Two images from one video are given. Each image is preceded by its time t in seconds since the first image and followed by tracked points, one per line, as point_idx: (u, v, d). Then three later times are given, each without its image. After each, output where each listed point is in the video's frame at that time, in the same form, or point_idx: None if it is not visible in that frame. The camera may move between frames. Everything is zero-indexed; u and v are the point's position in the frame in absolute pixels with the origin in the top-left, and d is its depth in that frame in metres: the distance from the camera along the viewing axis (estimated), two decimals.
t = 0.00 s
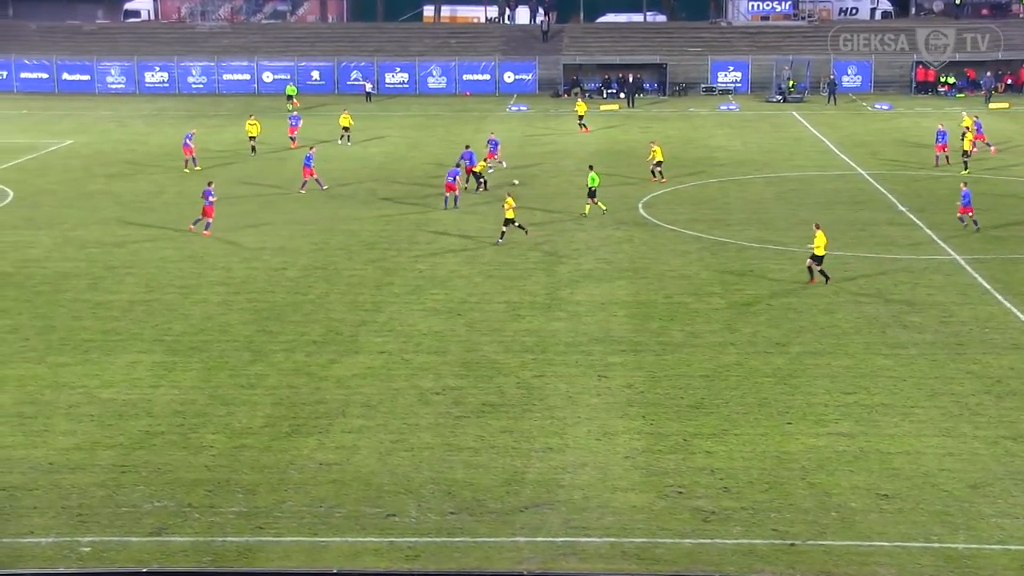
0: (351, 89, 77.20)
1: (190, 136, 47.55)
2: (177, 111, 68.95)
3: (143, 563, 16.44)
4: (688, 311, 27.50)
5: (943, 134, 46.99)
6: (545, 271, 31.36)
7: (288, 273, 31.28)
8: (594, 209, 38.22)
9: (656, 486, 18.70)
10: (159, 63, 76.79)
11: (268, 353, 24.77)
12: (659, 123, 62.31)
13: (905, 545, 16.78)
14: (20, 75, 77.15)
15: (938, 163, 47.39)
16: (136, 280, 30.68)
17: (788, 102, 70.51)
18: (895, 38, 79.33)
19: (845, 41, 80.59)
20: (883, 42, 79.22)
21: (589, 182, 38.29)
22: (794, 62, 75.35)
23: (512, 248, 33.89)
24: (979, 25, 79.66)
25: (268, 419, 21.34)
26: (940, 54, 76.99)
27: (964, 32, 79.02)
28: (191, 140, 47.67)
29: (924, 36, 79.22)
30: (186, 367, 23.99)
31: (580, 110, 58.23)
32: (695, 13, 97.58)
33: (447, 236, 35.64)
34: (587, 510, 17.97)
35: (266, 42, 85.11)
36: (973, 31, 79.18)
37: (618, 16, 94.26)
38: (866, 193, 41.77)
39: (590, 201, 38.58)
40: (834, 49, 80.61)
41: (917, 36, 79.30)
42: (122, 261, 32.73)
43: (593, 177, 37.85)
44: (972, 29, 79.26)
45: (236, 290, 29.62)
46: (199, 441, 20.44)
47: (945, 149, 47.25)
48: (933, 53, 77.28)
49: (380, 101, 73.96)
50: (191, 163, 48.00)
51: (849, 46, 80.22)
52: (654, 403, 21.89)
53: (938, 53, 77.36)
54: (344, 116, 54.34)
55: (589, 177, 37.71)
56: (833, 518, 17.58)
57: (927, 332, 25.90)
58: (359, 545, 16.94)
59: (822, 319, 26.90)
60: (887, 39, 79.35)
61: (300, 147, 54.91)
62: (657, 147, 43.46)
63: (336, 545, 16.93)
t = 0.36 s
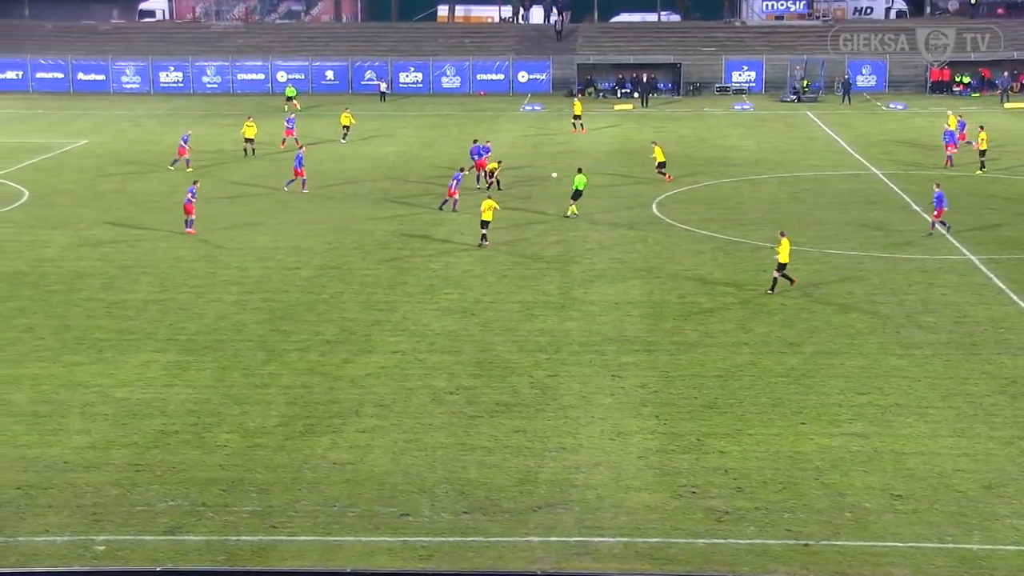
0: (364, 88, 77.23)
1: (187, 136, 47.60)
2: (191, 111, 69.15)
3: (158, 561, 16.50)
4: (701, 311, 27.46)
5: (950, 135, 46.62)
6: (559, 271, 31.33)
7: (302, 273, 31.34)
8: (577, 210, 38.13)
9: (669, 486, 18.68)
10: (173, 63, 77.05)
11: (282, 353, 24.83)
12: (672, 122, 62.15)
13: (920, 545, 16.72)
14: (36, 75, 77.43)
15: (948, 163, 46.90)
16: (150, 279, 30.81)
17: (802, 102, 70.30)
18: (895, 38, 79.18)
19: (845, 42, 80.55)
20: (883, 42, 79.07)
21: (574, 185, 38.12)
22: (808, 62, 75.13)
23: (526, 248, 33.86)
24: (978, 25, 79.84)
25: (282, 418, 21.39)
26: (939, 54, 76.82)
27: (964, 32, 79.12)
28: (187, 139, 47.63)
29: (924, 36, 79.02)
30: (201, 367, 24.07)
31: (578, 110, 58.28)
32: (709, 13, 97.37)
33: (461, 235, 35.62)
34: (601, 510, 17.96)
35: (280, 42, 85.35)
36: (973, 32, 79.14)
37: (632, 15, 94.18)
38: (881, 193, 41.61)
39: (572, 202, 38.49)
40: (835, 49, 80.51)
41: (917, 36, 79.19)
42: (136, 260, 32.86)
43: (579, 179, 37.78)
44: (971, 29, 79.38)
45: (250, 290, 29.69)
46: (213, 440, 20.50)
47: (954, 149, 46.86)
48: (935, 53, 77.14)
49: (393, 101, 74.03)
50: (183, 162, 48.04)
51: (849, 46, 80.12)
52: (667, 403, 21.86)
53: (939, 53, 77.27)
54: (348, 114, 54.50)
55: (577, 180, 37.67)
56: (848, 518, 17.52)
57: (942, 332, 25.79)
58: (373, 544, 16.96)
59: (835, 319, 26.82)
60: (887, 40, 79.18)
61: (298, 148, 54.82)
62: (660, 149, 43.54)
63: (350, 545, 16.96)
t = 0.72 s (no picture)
0: (372, 89, 77.27)
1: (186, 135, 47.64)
2: (201, 111, 69.34)
3: (166, 561, 16.54)
4: (709, 312, 27.42)
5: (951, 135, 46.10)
6: (567, 271, 31.33)
7: (310, 273, 31.39)
8: (569, 209, 38.14)
9: (678, 486, 18.66)
10: (183, 63, 77.25)
11: (290, 352, 24.88)
12: (681, 123, 62.09)
13: (929, 546, 16.67)
14: (46, 75, 77.68)
15: (950, 163, 46.58)
16: (159, 279, 30.88)
17: (811, 102, 70.12)
18: (894, 37, 79.29)
19: (845, 41, 80.70)
20: (882, 42, 79.11)
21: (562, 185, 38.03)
22: (817, 62, 74.97)
23: (534, 248, 33.87)
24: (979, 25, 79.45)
25: (290, 418, 21.43)
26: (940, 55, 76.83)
27: (964, 32, 78.70)
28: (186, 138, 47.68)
29: (924, 35, 79.06)
30: (209, 367, 24.11)
31: (570, 109, 58.35)
32: (718, 14, 97.26)
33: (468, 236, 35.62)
34: (609, 510, 17.95)
35: (289, 42, 85.55)
36: (973, 31, 78.79)
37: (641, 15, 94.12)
38: (890, 193, 41.55)
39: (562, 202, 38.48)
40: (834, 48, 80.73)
41: (917, 36, 79.21)
42: (145, 260, 32.95)
43: (568, 178, 37.70)
44: (971, 29, 78.94)
45: (259, 290, 29.74)
46: (222, 440, 20.55)
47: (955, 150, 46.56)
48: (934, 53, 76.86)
49: (402, 101, 74.10)
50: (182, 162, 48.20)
51: (849, 45, 80.29)
52: (676, 404, 21.83)
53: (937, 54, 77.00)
54: (347, 114, 54.81)
55: (566, 180, 37.56)
56: (857, 519, 17.47)
57: (951, 333, 25.70)
58: (380, 544, 16.97)
59: (844, 320, 26.73)
60: (886, 39, 79.23)
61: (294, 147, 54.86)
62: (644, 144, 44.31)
63: (358, 545, 16.98)
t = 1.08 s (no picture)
0: (393, 90, 77.44)
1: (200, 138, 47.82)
2: (223, 112, 69.76)
3: (187, 559, 16.62)
4: (730, 313, 27.32)
5: (970, 137, 45.06)
6: (587, 272, 31.30)
7: (331, 273, 31.53)
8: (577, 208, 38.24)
9: (698, 488, 18.60)
10: (205, 65, 77.67)
11: (311, 352, 24.96)
12: (702, 123, 62.01)
13: (952, 551, 16.53)
14: (70, 77, 78.28)
15: (967, 166, 45.87)
16: (181, 279, 31.05)
17: (833, 103, 69.77)
18: (894, 37, 79.08)
19: (845, 42, 80.45)
20: (883, 42, 78.80)
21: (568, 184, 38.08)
22: (840, 63, 74.56)
23: (554, 249, 33.89)
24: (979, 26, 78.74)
25: (310, 417, 21.50)
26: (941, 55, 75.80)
27: (964, 31, 78.00)
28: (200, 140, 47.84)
29: (924, 36, 78.38)
30: (230, 366, 24.22)
31: (575, 111, 58.55)
32: (740, 14, 96.91)
33: (488, 236, 35.67)
34: (629, 512, 17.91)
35: (311, 43, 85.92)
36: (973, 32, 78.13)
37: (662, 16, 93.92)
38: (913, 194, 41.33)
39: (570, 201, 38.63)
40: (835, 49, 80.32)
41: (917, 37, 78.63)
42: (167, 260, 33.16)
43: (573, 178, 37.67)
44: (972, 29, 78.24)
45: (280, 290, 29.86)
46: (243, 439, 20.64)
47: (973, 152, 45.78)
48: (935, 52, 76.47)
49: (423, 102, 74.28)
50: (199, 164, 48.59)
51: (849, 46, 79.98)
52: (697, 406, 21.76)
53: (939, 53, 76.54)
54: (363, 113, 55.44)
55: (572, 177, 37.55)
56: (879, 523, 17.35)
57: (974, 336, 25.48)
58: (400, 545, 17.00)
59: (866, 322, 26.56)
60: (887, 39, 78.97)
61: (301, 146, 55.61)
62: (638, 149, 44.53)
63: (378, 545, 17.02)
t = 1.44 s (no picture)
0: (424, 90, 77.68)
1: (223, 138, 48.03)
2: (254, 112, 70.24)
3: (219, 557, 16.76)
4: (762, 314, 27.20)
5: (999, 138, 44.34)
6: (617, 272, 31.27)
7: (362, 272, 31.70)
8: (598, 207, 38.46)
9: (728, 490, 18.53)
10: (237, 65, 78.23)
11: (342, 352, 25.09)
12: (734, 124, 61.82)
13: (987, 556, 16.36)
14: (104, 77, 79.07)
15: (998, 166, 44.99)
16: (213, 279, 31.29)
17: (866, 103, 69.28)
18: (895, 37, 78.48)
19: (845, 41, 80.38)
20: (883, 41, 78.53)
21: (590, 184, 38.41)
22: (872, 63, 74.00)
23: (585, 249, 33.89)
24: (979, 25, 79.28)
25: (341, 417, 21.61)
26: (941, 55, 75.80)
27: (964, 31, 78.52)
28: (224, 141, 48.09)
29: (924, 36, 77.87)
30: (261, 366, 24.39)
31: (592, 111, 58.82)
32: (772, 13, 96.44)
33: (519, 236, 35.73)
34: (659, 513, 17.88)
35: (342, 44, 86.35)
36: (973, 31, 78.62)
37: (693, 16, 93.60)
38: (947, 194, 41.04)
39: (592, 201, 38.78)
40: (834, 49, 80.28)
41: (917, 37, 77.96)
42: (199, 259, 33.44)
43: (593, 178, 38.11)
44: (971, 29, 78.82)
45: (311, 290, 30.04)
46: (274, 438, 20.78)
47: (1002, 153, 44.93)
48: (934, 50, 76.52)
49: (454, 103, 74.46)
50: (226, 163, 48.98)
51: (849, 45, 79.89)
52: (728, 408, 21.67)
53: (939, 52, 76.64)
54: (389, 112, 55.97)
55: (590, 178, 38.03)
56: (912, 527, 17.21)
57: (1010, 338, 25.21)
58: (430, 544, 17.07)
59: (899, 324, 26.35)
60: (887, 39, 78.58)
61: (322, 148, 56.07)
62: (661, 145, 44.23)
63: (408, 544, 17.08)
